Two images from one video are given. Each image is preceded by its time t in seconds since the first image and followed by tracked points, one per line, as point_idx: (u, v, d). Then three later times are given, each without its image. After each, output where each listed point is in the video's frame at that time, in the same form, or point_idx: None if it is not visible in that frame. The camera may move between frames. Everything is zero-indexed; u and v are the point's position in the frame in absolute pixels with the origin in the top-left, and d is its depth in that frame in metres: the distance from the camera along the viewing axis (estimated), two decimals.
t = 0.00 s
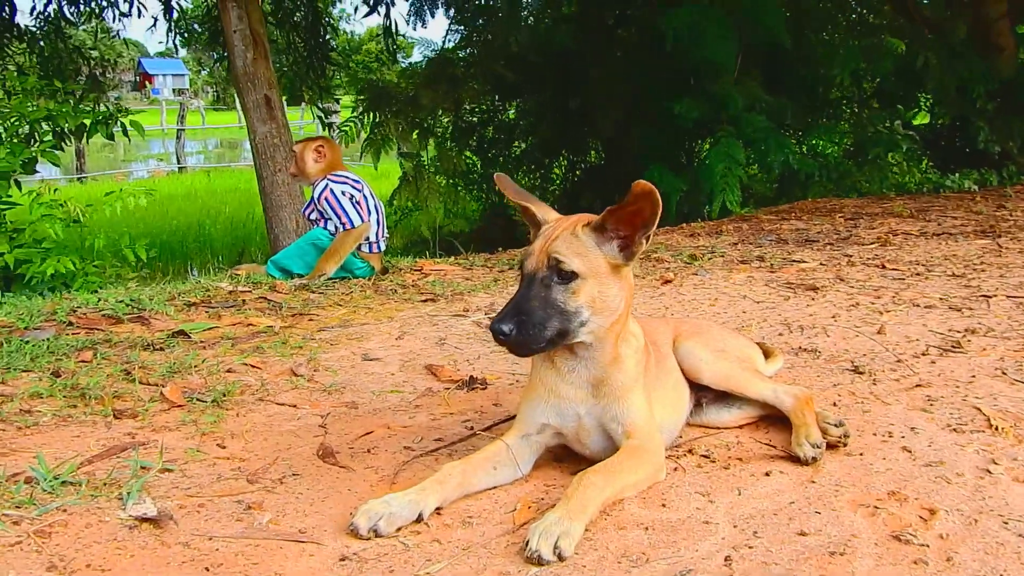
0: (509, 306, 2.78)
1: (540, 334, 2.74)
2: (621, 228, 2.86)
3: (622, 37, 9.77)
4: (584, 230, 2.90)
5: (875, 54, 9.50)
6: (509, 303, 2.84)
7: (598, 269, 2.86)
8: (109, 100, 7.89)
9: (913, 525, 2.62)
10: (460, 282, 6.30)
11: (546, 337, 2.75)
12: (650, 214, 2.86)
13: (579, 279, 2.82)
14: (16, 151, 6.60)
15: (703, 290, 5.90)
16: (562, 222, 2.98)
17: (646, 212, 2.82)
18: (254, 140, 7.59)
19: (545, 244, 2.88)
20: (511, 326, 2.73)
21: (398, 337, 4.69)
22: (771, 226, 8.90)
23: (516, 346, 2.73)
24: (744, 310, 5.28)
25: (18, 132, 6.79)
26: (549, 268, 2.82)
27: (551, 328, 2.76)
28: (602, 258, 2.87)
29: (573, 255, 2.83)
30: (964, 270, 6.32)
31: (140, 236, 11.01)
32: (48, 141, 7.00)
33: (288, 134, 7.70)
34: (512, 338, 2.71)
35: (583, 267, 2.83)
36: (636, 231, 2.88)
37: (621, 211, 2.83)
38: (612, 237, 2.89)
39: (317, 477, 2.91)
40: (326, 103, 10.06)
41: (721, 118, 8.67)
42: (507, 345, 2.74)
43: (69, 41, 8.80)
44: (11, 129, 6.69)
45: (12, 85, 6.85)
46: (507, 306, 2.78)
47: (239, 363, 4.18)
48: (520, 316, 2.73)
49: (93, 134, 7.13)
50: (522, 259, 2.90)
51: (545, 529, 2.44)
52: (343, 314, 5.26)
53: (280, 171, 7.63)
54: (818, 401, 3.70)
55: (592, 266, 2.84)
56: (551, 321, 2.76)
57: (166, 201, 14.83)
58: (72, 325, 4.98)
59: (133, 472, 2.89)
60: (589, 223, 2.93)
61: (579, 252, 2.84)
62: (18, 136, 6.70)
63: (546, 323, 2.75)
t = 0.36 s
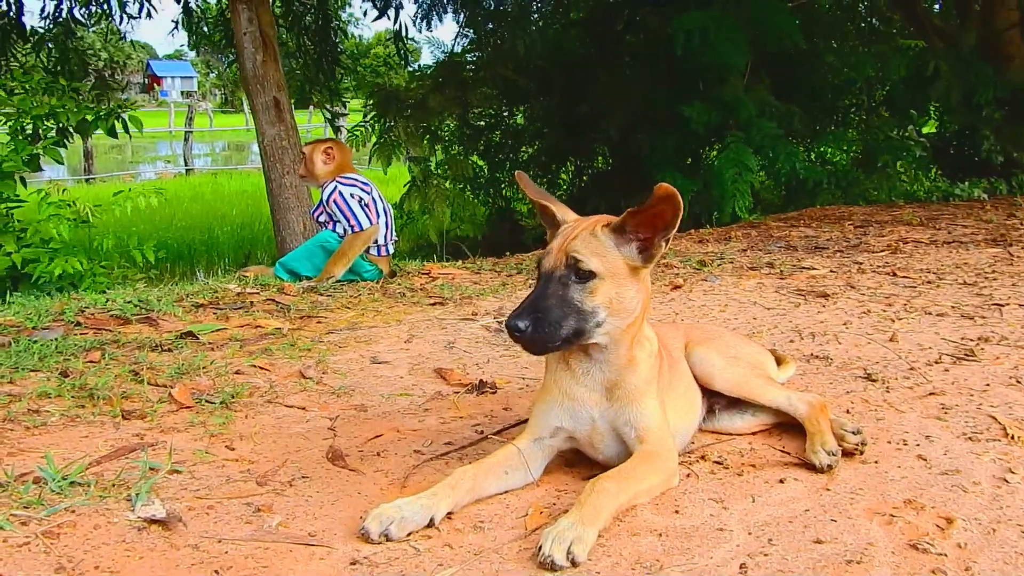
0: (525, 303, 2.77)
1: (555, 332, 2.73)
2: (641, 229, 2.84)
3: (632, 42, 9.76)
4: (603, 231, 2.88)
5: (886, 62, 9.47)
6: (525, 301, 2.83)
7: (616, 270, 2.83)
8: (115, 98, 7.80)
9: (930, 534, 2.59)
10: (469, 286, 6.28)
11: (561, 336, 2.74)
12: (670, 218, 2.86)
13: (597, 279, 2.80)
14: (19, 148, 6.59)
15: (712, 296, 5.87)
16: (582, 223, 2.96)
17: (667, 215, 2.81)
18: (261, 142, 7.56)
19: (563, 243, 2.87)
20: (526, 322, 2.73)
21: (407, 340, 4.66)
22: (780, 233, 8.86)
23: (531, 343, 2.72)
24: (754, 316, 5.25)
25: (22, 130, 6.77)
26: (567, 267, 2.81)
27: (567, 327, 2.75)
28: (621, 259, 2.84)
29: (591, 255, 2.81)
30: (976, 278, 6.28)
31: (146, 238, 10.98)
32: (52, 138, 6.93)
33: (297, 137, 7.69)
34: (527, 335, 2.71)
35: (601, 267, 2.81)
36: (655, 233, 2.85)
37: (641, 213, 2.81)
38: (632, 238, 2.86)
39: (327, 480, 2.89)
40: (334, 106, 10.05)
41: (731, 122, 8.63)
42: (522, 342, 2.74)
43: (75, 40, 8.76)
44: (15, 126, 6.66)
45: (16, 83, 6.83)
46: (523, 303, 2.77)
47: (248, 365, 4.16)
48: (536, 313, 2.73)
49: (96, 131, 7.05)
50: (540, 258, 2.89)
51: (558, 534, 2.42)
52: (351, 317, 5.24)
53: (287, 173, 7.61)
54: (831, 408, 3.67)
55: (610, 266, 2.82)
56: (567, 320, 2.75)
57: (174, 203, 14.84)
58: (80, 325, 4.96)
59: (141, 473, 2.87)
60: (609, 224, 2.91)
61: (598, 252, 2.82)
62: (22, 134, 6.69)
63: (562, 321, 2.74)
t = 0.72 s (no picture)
0: (530, 297, 2.76)
1: (560, 326, 2.71)
2: (645, 225, 2.84)
3: (632, 43, 9.75)
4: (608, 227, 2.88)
5: (886, 62, 9.47)
6: (529, 295, 2.82)
7: (622, 265, 2.83)
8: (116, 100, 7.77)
9: (936, 532, 2.58)
10: (470, 285, 6.27)
11: (567, 331, 2.73)
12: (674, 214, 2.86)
13: (602, 273, 2.79)
14: (18, 149, 6.58)
15: (715, 295, 5.86)
16: (586, 218, 2.96)
17: (673, 210, 2.82)
18: (263, 143, 7.56)
19: (568, 238, 2.86)
20: (531, 316, 2.71)
21: (409, 339, 4.66)
22: (781, 232, 8.85)
23: (536, 337, 2.70)
24: (756, 315, 5.24)
25: (22, 131, 6.77)
26: (572, 261, 2.80)
27: (571, 321, 2.73)
28: (626, 254, 2.84)
29: (596, 249, 2.81)
30: (978, 278, 6.27)
31: (147, 240, 10.97)
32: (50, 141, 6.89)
33: (297, 138, 7.68)
34: (532, 329, 2.69)
35: (606, 262, 2.80)
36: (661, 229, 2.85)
37: (646, 209, 2.81)
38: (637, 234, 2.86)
39: (330, 479, 2.88)
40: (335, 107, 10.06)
41: (732, 121, 8.63)
42: (526, 336, 2.71)
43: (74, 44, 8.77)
44: (14, 127, 6.65)
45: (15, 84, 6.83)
46: (528, 296, 2.76)
47: (249, 364, 4.15)
48: (542, 307, 2.71)
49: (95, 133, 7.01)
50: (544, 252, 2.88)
51: (563, 532, 2.41)
52: (352, 316, 5.24)
53: (288, 174, 7.61)
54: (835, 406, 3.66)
55: (616, 262, 2.81)
56: (572, 314, 2.73)
57: (174, 204, 14.83)
58: (81, 325, 4.95)
59: (144, 472, 2.86)
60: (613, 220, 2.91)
61: (602, 247, 2.82)
62: (21, 135, 6.69)
63: (567, 316, 2.73)
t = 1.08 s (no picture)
0: (525, 291, 2.78)
1: (551, 320, 2.72)
2: (646, 220, 2.78)
3: (637, 41, 9.70)
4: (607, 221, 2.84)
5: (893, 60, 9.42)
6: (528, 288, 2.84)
7: (619, 261, 2.79)
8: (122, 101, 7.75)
9: (948, 531, 2.55)
10: (475, 283, 6.25)
11: (558, 325, 2.73)
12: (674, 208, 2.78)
13: (597, 267, 2.77)
14: (25, 149, 6.54)
15: (722, 293, 5.83)
16: (592, 212, 2.93)
17: (669, 205, 2.74)
18: (267, 141, 7.55)
19: (568, 233, 2.85)
20: (522, 309, 2.74)
21: (415, 336, 4.63)
22: (788, 230, 8.81)
23: (526, 329, 2.73)
24: (764, 313, 5.21)
25: (28, 131, 6.76)
26: (568, 255, 2.80)
27: (564, 315, 2.73)
28: (624, 249, 2.80)
29: (592, 244, 2.79)
30: (987, 276, 6.24)
31: (152, 238, 10.97)
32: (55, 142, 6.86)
33: (302, 136, 7.67)
34: (521, 322, 2.72)
35: (602, 256, 2.78)
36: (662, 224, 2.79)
37: (643, 204, 2.76)
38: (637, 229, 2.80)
39: (335, 476, 2.86)
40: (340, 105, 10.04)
41: (739, 119, 8.59)
42: (518, 328, 2.75)
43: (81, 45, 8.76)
44: (20, 128, 6.64)
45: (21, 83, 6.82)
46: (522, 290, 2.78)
47: (255, 361, 4.13)
48: (534, 302, 2.73)
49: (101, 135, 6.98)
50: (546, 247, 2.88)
51: (571, 530, 2.38)
52: (358, 313, 5.22)
53: (293, 172, 7.59)
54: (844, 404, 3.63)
55: (613, 256, 2.78)
56: (564, 308, 2.73)
57: (179, 203, 14.83)
58: (86, 322, 4.93)
59: (149, 468, 2.84)
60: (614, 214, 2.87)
61: (599, 240, 2.79)
62: (27, 134, 6.67)
63: (560, 311, 2.73)
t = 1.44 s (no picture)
0: (529, 285, 2.77)
1: (556, 314, 2.70)
2: (652, 216, 2.77)
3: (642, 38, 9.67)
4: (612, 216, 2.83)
5: (900, 57, 9.38)
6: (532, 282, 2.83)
7: (625, 256, 2.79)
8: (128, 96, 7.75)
9: (951, 530, 2.54)
10: (479, 280, 6.24)
11: (563, 320, 2.72)
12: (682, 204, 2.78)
13: (602, 263, 2.76)
14: (30, 145, 6.56)
15: (726, 290, 5.81)
16: (596, 207, 2.92)
17: (678, 201, 2.73)
18: (272, 137, 7.54)
19: (573, 227, 2.84)
20: (527, 304, 2.73)
21: (418, 334, 4.63)
22: (793, 227, 8.79)
23: (531, 323, 2.72)
24: (768, 311, 5.20)
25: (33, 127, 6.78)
26: (573, 250, 2.79)
27: (569, 310, 2.72)
28: (629, 245, 2.79)
29: (598, 239, 2.78)
30: (993, 274, 6.22)
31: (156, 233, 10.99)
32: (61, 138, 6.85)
33: (307, 133, 7.66)
34: (526, 316, 2.71)
35: (607, 251, 2.77)
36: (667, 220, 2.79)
37: (651, 200, 2.75)
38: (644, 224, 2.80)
39: (337, 473, 2.86)
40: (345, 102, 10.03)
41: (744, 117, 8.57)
42: (522, 323, 2.73)
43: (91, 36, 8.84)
44: (26, 123, 6.68)
45: (28, 80, 6.83)
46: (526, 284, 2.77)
47: (257, 358, 4.13)
48: (539, 296, 2.72)
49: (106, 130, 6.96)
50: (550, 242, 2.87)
51: (572, 528, 2.38)
52: (361, 310, 5.22)
53: (298, 168, 7.59)
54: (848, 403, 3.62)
55: (618, 251, 2.78)
56: (569, 302, 2.72)
57: (183, 198, 14.84)
58: (89, 318, 4.94)
59: (150, 465, 2.84)
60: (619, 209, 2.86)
61: (605, 235, 2.78)
62: (33, 130, 6.71)
63: (566, 306, 2.71)
